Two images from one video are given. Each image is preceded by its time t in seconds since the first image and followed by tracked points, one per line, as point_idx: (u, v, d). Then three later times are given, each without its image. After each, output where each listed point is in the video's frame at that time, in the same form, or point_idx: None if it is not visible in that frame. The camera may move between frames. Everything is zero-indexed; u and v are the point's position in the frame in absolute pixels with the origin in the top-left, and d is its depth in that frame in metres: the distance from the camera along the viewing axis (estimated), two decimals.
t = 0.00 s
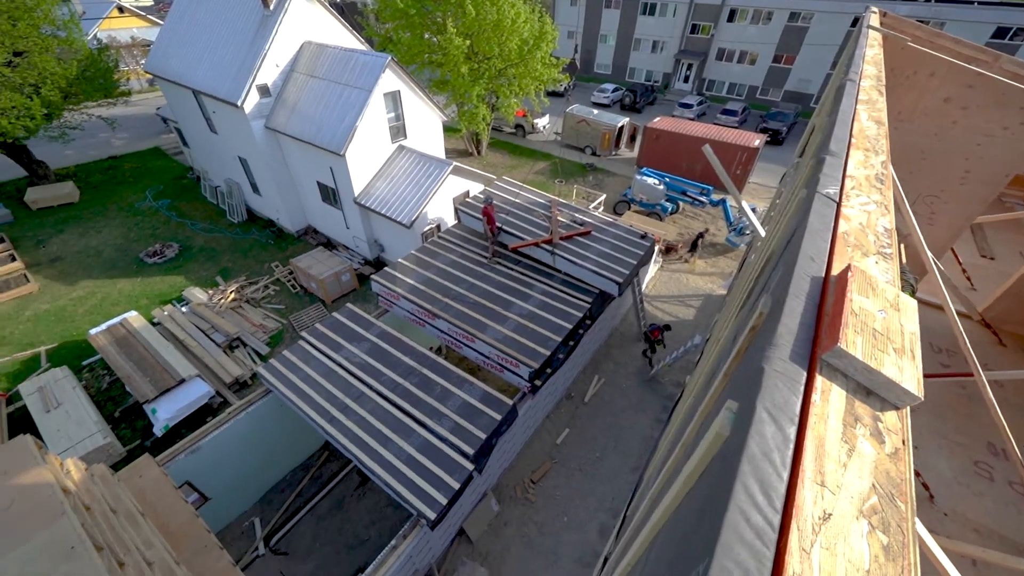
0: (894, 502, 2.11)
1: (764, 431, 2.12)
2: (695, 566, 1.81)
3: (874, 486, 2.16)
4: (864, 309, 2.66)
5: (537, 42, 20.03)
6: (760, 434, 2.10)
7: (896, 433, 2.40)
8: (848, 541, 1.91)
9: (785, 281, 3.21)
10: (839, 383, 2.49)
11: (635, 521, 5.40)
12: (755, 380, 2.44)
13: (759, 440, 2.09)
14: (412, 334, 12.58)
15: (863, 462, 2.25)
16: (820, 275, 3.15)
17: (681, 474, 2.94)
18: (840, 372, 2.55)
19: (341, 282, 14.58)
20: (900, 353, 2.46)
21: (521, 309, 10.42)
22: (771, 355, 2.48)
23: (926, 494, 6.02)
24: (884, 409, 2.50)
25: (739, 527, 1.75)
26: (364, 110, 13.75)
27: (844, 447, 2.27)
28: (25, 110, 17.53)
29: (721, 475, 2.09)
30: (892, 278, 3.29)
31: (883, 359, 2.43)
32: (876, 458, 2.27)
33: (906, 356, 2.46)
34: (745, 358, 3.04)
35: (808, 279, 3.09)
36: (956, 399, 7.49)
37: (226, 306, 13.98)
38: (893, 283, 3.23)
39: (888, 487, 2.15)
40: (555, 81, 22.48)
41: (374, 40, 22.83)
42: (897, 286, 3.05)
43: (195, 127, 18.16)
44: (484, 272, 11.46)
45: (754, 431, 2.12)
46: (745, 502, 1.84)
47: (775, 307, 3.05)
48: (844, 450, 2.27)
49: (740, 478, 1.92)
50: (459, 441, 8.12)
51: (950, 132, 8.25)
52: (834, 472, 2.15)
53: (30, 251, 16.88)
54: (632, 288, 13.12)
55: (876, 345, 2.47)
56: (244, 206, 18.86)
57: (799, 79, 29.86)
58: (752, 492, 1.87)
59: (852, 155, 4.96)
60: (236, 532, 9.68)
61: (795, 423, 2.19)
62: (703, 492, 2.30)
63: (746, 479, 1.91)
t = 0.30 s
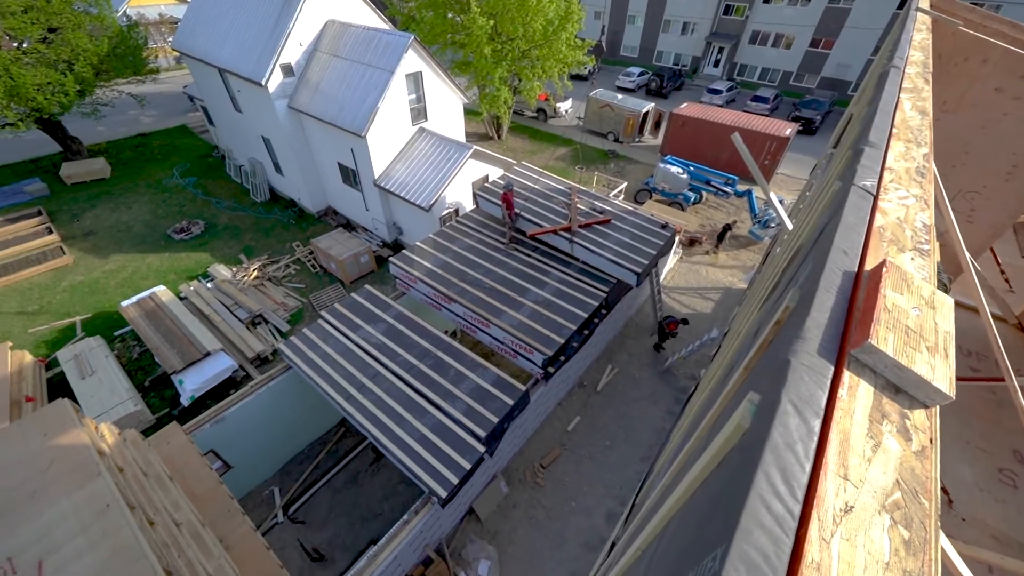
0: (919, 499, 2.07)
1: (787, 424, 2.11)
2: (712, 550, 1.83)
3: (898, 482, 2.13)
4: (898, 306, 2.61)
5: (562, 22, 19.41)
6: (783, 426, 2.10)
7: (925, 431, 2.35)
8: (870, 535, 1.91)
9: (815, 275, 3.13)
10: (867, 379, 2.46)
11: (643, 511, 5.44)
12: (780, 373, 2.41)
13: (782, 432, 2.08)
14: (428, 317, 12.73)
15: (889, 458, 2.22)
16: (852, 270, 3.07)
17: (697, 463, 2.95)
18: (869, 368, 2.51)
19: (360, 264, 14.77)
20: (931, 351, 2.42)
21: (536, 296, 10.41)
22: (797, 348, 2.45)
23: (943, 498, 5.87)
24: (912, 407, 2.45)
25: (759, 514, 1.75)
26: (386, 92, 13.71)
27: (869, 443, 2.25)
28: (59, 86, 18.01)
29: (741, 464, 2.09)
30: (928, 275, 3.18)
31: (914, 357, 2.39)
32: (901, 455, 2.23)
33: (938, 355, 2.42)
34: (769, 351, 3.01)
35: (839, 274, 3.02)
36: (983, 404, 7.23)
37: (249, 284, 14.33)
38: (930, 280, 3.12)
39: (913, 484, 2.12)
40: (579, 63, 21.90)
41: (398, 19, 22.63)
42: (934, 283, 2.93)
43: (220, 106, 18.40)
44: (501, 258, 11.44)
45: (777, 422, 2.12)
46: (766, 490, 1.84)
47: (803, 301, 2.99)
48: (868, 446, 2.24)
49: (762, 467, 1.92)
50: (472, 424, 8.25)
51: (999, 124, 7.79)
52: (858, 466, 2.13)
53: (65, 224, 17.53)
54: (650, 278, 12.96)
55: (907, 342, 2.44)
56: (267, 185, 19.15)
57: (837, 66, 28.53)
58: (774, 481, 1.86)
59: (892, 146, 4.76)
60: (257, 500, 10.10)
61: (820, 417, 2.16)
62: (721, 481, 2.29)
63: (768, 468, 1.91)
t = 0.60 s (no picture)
0: (944, 497, 2.11)
1: (814, 418, 2.17)
2: (733, 533, 1.98)
3: (924, 480, 2.17)
4: (933, 304, 2.54)
5: (589, 4, 18.88)
6: (810, 420, 2.17)
7: (954, 431, 2.36)
8: (893, 528, 1.99)
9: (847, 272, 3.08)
10: (898, 377, 2.45)
11: (652, 503, 5.47)
12: (809, 366, 2.45)
13: (808, 424, 2.15)
14: (445, 302, 12.83)
15: (915, 455, 2.25)
16: (886, 267, 3.01)
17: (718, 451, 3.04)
18: (900, 366, 2.50)
19: (377, 246, 14.89)
20: (967, 352, 2.38)
21: (553, 284, 10.38)
22: (827, 343, 2.50)
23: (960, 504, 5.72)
24: (943, 406, 2.44)
25: (783, 503, 1.87)
26: (408, 73, 13.63)
27: (897, 440, 2.28)
28: (90, 62, 18.38)
29: (765, 455, 2.18)
30: (966, 275, 3.06)
31: (949, 359, 2.35)
32: (929, 453, 2.26)
33: (974, 356, 2.37)
34: (797, 346, 3.04)
35: (873, 270, 2.97)
36: (1013, 412, 6.95)
37: (271, 263, 14.64)
38: (967, 281, 3.01)
39: (940, 482, 2.16)
40: (605, 47, 21.33)
41: None
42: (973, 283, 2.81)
43: (245, 86, 18.55)
44: (518, 245, 11.40)
45: (804, 416, 2.18)
46: (791, 481, 1.94)
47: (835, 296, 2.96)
48: (896, 443, 2.27)
49: (788, 458, 2.02)
50: (484, 408, 8.36)
51: None
52: (883, 461, 2.18)
53: (96, 199, 18.09)
54: (668, 270, 12.78)
55: (942, 342, 2.40)
56: (289, 166, 19.36)
57: (877, 53, 27.12)
58: (798, 472, 1.97)
59: (937, 140, 4.55)
60: (275, 472, 10.47)
61: (847, 412, 2.22)
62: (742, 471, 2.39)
63: (793, 459, 2.01)
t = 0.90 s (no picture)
0: (975, 497, 2.63)
1: (846, 416, 2.68)
2: (760, 523, 2.46)
3: (958, 481, 2.67)
4: (974, 306, 3.06)
5: None
6: (842, 416, 2.68)
7: (987, 432, 2.88)
8: (924, 526, 2.49)
9: (889, 267, 3.62)
10: (933, 377, 2.99)
11: (662, 494, 5.59)
12: (844, 362, 2.96)
13: (841, 420, 2.67)
14: (460, 287, 12.90)
15: (949, 456, 2.76)
16: (927, 266, 3.52)
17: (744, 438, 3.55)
18: (937, 367, 3.03)
19: (394, 230, 14.97)
20: (1005, 354, 2.89)
21: (569, 273, 10.32)
22: (863, 342, 3.03)
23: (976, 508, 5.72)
24: (977, 407, 2.97)
25: (813, 496, 2.38)
26: (430, 55, 13.50)
27: (930, 440, 2.79)
28: (119, 40, 18.66)
29: (798, 448, 2.68)
30: (1008, 275, 3.49)
31: (988, 360, 2.86)
32: (961, 453, 2.77)
33: (1012, 357, 2.90)
34: (830, 336, 3.62)
35: (913, 269, 3.50)
36: None
37: (290, 243, 14.87)
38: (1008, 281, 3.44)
39: (971, 484, 2.66)
40: (631, 30, 20.69)
41: None
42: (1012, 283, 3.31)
43: (268, 65, 18.62)
44: (535, 233, 11.33)
45: (838, 412, 2.70)
46: (822, 475, 2.45)
47: (874, 291, 3.51)
48: (931, 443, 2.79)
49: (819, 452, 2.53)
50: (496, 393, 8.45)
51: None
52: (917, 461, 2.70)
53: (125, 175, 18.58)
54: (687, 262, 12.55)
55: (982, 344, 2.91)
56: (309, 147, 19.48)
57: (921, 40, 25.71)
58: (829, 467, 2.47)
59: (984, 136, 4.86)
60: (292, 446, 10.81)
61: (879, 410, 2.74)
62: (771, 460, 2.90)
63: (824, 454, 2.52)
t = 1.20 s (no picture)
0: (1017, 501, 2.70)
1: (886, 415, 2.75)
2: (793, 518, 2.59)
3: (999, 486, 2.75)
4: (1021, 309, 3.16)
5: None
6: (882, 412, 2.77)
7: None
8: (963, 530, 2.56)
9: (934, 267, 3.69)
10: (977, 380, 3.06)
11: (672, 486, 5.60)
12: (885, 362, 3.04)
13: (880, 419, 2.75)
14: (476, 272, 12.96)
15: (992, 461, 2.84)
16: (973, 266, 3.62)
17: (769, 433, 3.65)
18: (981, 370, 3.09)
19: (411, 213, 15.06)
20: None
21: (584, 262, 10.25)
22: (905, 342, 3.09)
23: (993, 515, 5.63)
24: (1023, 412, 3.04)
25: (850, 494, 2.47)
26: (452, 37, 13.40)
27: (972, 444, 2.87)
28: (149, 17, 18.94)
29: (834, 444, 2.77)
30: None
31: None
32: (1005, 458, 2.85)
33: None
34: (866, 334, 3.71)
35: (960, 269, 3.59)
36: None
37: (310, 223, 15.10)
38: None
39: (1013, 489, 2.74)
40: (658, 15, 20.09)
41: None
42: None
43: (292, 44, 18.71)
44: (552, 221, 11.25)
45: (878, 411, 2.77)
46: (860, 474, 2.54)
47: (916, 290, 3.58)
48: (973, 447, 2.87)
49: (857, 451, 2.62)
50: (507, 379, 8.52)
51: None
52: (959, 465, 2.78)
53: (153, 151, 19.02)
54: (705, 256, 12.32)
55: None
56: (331, 128, 19.61)
57: (968, 29, 24.27)
58: (867, 466, 2.57)
59: None
60: (307, 420, 11.12)
61: (920, 411, 2.80)
62: (799, 459, 3.01)
63: (863, 452, 2.61)
